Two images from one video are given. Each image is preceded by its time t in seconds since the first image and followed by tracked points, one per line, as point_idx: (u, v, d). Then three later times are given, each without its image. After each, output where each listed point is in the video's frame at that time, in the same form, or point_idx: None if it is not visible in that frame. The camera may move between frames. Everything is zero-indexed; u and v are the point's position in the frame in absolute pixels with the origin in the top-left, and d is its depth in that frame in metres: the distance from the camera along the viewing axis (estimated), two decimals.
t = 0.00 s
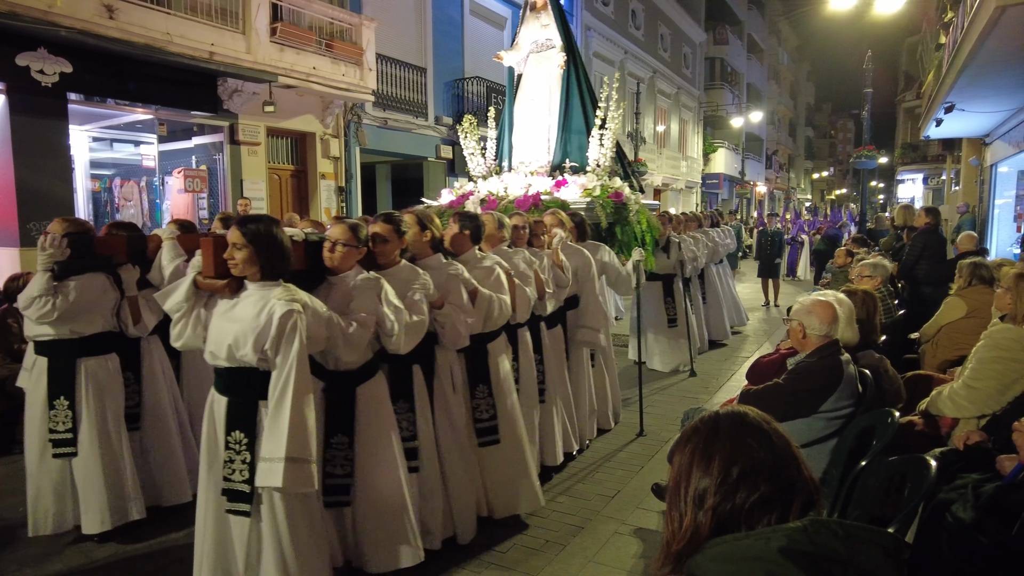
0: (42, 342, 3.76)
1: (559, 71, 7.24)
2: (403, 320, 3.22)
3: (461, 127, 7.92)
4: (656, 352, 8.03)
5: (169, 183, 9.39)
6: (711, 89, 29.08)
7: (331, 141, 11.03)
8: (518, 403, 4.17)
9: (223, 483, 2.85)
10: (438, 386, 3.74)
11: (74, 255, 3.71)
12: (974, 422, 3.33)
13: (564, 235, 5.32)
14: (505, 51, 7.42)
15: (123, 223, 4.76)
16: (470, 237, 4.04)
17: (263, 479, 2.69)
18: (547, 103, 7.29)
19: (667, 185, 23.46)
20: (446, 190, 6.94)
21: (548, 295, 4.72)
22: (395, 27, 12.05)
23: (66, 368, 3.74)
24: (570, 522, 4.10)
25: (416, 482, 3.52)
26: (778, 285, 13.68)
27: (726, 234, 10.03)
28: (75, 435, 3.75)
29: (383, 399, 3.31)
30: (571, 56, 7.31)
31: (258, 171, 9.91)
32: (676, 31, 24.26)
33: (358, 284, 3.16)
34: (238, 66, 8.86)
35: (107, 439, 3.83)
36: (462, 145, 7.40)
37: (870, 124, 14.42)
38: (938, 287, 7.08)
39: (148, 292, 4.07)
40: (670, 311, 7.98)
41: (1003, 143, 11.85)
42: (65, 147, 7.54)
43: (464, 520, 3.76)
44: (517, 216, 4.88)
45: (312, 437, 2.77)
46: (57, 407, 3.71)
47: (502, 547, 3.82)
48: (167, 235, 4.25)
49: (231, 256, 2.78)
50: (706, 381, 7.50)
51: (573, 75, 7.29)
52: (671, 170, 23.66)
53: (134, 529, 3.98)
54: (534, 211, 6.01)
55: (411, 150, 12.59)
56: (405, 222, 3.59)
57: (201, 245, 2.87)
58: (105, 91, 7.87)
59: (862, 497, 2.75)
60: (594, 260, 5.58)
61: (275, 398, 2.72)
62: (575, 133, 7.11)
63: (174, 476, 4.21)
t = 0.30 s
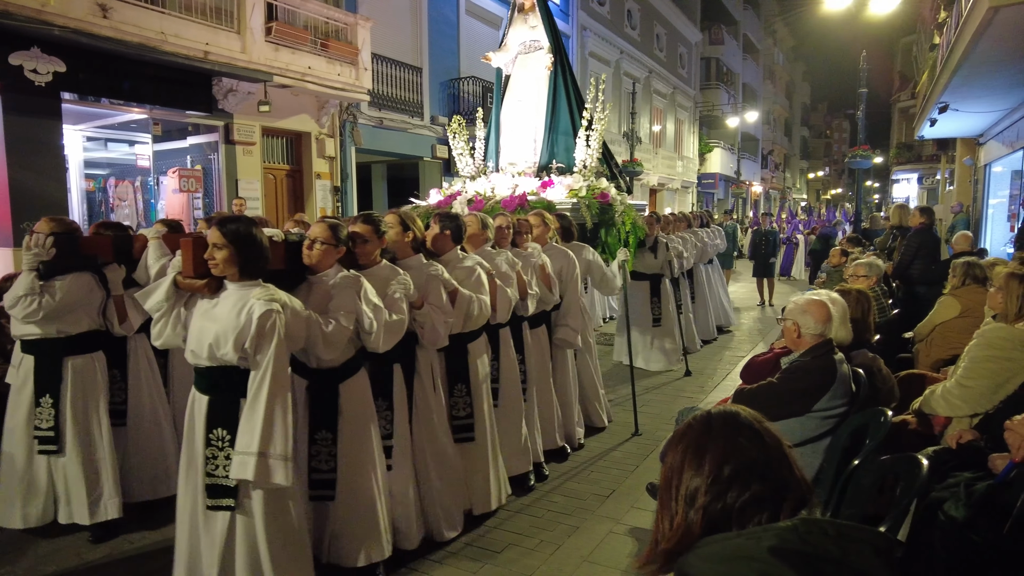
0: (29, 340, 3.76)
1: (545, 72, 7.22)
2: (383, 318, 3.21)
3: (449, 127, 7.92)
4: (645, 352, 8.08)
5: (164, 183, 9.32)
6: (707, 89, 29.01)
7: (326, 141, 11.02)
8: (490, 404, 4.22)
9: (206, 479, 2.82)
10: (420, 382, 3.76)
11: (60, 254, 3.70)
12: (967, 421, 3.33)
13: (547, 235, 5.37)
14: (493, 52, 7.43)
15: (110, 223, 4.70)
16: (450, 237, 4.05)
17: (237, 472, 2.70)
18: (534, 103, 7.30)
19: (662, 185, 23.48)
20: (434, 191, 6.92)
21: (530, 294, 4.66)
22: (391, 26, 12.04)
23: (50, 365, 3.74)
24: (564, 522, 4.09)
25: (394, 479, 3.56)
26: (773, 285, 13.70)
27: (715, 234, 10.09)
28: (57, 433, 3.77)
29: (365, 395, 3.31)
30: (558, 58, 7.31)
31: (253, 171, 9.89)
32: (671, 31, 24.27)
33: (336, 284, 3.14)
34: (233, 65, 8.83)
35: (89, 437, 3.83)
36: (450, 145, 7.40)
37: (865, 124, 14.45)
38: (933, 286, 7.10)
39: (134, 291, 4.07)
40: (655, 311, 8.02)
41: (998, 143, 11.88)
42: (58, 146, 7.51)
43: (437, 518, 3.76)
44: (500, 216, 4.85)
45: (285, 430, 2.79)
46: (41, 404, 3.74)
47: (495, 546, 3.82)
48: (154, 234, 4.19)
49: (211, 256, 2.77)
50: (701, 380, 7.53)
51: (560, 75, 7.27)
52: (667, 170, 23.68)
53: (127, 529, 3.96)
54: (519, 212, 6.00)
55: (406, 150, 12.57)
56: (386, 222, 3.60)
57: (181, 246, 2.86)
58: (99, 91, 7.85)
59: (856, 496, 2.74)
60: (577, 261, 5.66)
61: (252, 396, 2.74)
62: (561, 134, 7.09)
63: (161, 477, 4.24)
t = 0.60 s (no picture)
0: (19, 340, 3.74)
1: (539, 72, 7.24)
2: (373, 316, 3.24)
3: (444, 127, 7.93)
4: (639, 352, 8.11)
5: (159, 183, 9.34)
6: (703, 89, 28.95)
7: (322, 141, 11.02)
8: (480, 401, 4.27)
9: (200, 477, 2.83)
10: (411, 380, 3.73)
11: (50, 254, 3.68)
12: (958, 419, 3.35)
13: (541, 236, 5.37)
14: (487, 52, 7.34)
15: (102, 224, 4.66)
16: (441, 237, 4.05)
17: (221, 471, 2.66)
18: (528, 103, 7.29)
19: (658, 185, 23.50)
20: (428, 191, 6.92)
21: (522, 295, 4.64)
22: (386, 26, 12.04)
23: (43, 364, 3.75)
24: (558, 521, 4.09)
25: (382, 477, 3.57)
26: (769, 284, 13.72)
27: (709, 234, 10.12)
28: (54, 431, 3.75)
29: (354, 395, 3.33)
30: (552, 58, 7.32)
31: (248, 171, 9.88)
32: (667, 31, 24.30)
33: (324, 284, 3.14)
34: (228, 65, 8.82)
35: (83, 433, 3.85)
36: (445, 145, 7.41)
37: (861, 123, 14.47)
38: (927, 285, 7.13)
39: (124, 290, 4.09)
40: (649, 310, 8.06)
41: (992, 143, 11.93)
42: (53, 146, 7.49)
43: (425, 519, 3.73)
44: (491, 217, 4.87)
45: (266, 434, 2.75)
46: (35, 404, 3.72)
47: (488, 545, 3.81)
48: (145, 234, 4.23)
49: (201, 255, 2.78)
50: (696, 379, 7.56)
51: (552, 76, 7.28)
52: (663, 170, 23.71)
53: (121, 529, 3.95)
54: (513, 211, 6.02)
55: (402, 149, 12.56)
56: (376, 222, 3.60)
57: (170, 246, 2.86)
58: (94, 91, 7.84)
59: (847, 495, 2.73)
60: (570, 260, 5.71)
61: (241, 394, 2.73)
62: (555, 134, 7.12)
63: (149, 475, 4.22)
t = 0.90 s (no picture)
0: (21, 342, 3.74)
1: (542, 71, 7.24)
2: (376, 319, 3.24)
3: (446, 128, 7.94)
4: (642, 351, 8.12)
5: (157, 183, 9.38)
6: (702, 89, 29.03)
7: (321, 141, 11.02)
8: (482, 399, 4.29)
9: (205, 479, 2.85)
10: (414, 381, 3.75)
11: (52, 254, 3.68)
12: (953, 419, 3.36)
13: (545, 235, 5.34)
14: (488, 52, 7.36)
15: (101, 223, 4.70)
16: (444, 238, 4.03)
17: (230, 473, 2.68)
18: (530, 103, 7.28)
19: (656, 184, 23.50)
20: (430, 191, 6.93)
21: (525, 298, 4.69)
22: (385, 26, 12.04)
23: (46, 367, 3.74)
24: (556, 521, 4.10)
25: (390, 483, 3.47)
26: (768, 284, 13.74)
27: (712, 234, 10.15)
28: (56, 434, 3.76)
29: (360, 397, 3.31)
30: (554, 57, 7.32)
31: (246, 171, 9.87)
32: (666, 31, 24.31)
33: (330, 285, 3.15)
34: (225, 65, 8.82)
35: (89, 436, 3.85)
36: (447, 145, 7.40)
37: (859, 123, 14.49)
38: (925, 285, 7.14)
39: (127, 292, 4.09)
40: (652, 310, 8.08)
41: (989, 142, 11.95)
42: (51, 146, 7.49)
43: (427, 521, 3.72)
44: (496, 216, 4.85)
45: (277, 434, 2.77)
46: (38, 407, 3.72)
47: (487, 545, 3.82)
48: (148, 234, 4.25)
49: (205, 255, 2.78)
50: (693, 379, 7.57)
51: (556, 76, 7.27)
52: (661, 170, 23.73)
53: (120, 530, 3.95)
54: (516, 212, 5.97)
55: (400, 150, 12.57)
56: (381, 224, 3.63)
57: (174, 246, 2.86)
58: (92, 91, 7.84)
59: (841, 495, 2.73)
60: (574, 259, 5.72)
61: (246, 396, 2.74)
62: (557, 134, 7.09)
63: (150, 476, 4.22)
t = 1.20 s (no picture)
0: (32, 343, 3.75)
1: (551, 70, 7.24)
2: (393, 319, 3.24)
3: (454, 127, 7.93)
4: (653, 351, 8.17)
5: (157, 183, 9.39)
6: (701, 89, 29.00)
7: (321, 141, 11.02)
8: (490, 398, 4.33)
9: (219, 483, 2.85)
10: (427, 381, 3.75)
11: (60, 254, 3.70)
12: (951, 418, 3.36)
13: (558, 234, 5.39)
14: (497, 50, 7.42)
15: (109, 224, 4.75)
16: (458, 238, 4.05)
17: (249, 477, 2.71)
18: (539, 102, 7.28)
19: (656, 184, 23.51)
20: (438, 191, 6.92)
21: (539, 297, 4.71)
22: (385, 26, 12.04)
23: (59, 369, 3.76)
24: (555, 520, 4.12)
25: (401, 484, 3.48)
26: (768, 284, 13.74)
27: (719, 233, 10.14)
28: (73, 435, 3.81)
29: (370, 398, 3.31)
30: (564, 55, 7.27)
31: (246, 171, 9.89)
32: (666, 31, 24.30)
33: (344, 285, 3.16)
34: (225, 65, 8.83)
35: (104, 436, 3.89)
36: (455, 144, 7.38)
37: (858, 123, 14.49)
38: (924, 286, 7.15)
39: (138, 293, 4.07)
40: (663, 310, 8.11)
41: (989, 143, 11.95)
42: (51, 146, 7.50)
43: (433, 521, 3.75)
44: (509, 216, 4.87)
45: (296, 436, 2.79)
46: (53, 409, 3.75)
47: (487, 545, 3.83)
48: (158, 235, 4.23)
49: (220, 254, 2.80)
50: (692, 379, 7.57)
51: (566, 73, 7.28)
52: (661, 170, 23.74)
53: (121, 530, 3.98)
54: (526, 210, 5.99)
55: (400, 150, 12.57)
56: (395, 224, 3.64)
57: (188, 244, 2.88)
58: (92, 91, 7.84)
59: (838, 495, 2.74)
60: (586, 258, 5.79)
61: (264, 397, 2.76)
62: (567, 133, 7.12)
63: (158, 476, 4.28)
